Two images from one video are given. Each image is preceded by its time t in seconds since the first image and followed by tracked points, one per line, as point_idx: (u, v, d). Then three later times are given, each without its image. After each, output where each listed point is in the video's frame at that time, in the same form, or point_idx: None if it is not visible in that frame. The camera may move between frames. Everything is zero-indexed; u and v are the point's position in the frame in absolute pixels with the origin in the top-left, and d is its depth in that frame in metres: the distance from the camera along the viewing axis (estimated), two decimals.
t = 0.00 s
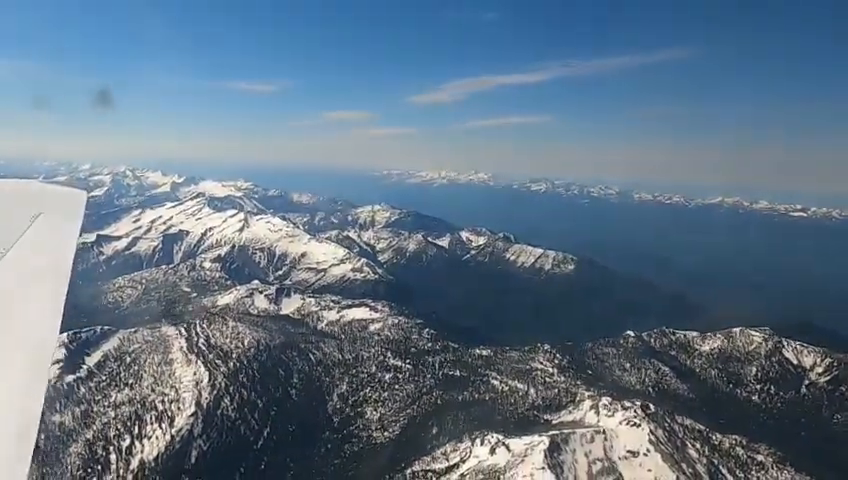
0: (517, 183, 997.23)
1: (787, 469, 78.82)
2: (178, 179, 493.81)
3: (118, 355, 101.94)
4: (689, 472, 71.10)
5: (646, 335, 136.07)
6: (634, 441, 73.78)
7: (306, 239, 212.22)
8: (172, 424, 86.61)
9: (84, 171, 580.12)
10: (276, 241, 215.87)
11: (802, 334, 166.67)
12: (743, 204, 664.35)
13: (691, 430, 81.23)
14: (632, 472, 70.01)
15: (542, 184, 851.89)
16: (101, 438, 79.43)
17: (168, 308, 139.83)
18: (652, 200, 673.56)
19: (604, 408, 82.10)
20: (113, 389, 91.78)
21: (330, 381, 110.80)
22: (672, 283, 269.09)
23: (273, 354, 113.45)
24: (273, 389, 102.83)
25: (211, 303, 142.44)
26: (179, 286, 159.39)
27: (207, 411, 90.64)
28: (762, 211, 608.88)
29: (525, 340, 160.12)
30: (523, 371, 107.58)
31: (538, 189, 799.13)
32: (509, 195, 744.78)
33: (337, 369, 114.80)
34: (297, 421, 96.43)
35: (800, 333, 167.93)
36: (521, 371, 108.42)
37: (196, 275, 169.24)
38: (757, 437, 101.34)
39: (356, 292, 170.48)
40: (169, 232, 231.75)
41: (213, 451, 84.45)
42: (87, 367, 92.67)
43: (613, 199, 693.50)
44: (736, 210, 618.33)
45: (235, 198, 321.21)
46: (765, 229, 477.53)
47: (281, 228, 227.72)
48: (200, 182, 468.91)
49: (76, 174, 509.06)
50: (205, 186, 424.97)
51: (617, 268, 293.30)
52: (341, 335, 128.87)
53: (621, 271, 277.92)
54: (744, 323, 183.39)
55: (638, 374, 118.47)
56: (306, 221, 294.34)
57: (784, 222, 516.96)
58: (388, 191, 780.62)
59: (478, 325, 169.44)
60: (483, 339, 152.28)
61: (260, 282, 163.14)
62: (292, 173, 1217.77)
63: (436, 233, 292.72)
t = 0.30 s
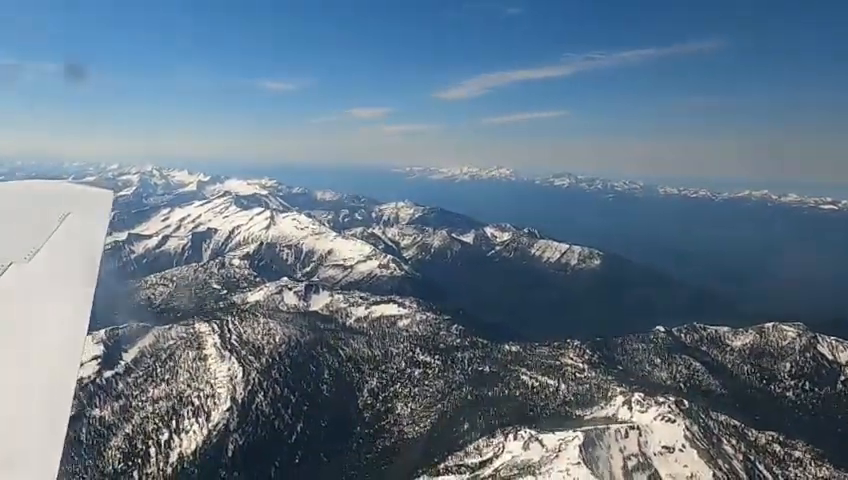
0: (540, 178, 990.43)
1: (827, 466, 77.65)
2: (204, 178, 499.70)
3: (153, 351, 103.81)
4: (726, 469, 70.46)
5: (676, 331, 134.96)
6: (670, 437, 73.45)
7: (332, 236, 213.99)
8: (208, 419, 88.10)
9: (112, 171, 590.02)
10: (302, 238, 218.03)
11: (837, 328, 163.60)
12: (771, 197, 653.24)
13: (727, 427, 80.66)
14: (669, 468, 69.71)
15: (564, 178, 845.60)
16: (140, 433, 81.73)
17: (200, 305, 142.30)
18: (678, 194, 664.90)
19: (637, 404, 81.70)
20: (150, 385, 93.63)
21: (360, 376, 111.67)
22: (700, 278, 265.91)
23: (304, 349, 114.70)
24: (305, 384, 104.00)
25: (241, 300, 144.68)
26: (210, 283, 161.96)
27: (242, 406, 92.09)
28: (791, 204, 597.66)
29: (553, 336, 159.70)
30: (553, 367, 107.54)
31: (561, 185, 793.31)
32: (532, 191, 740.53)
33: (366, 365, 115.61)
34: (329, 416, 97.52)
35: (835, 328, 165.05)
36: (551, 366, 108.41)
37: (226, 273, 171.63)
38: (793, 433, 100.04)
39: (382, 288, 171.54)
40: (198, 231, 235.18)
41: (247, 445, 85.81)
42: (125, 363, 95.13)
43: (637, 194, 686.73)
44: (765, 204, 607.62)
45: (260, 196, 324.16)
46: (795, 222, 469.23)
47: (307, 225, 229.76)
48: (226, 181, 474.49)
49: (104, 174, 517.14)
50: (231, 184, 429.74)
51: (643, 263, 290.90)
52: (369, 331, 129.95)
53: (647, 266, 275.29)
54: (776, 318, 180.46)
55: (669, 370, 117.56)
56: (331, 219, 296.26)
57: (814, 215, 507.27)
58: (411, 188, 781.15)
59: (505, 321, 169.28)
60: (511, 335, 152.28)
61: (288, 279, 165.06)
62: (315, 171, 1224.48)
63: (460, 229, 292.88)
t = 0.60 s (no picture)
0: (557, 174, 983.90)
1: None
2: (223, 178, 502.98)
3: (182, 350, 105.29)
4: (757, 465, 70.05)
5: (701, 327, 133.83)
6: (699, 433, 73.14)
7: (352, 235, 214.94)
8: (237, 416, 89.15)
9: (133, 172, 595.82)
10: (322, 237, 219.19)
11: None
12: (793, 191, 643.94)
13: (756, 423, 80.14)
14: (700, 464, 69.45)
15: (582, 174, 839.06)
16: (171, 429, 83.24)
17: (224, 304, 143.86)
18: (699, 188, 657.36)
19: (665, 401, 81.40)
20: (180, 383, 95.06)
21: (385, 374, 112.17)
22: (722, 273, 263.00)
23: (328, 347, 115.58)
24: (331, 382, 104.74)
25: (265, 298, 146.10)
26: (233, 283, 163.53)
27: (270, 403, 93.05)
28: (814, 198, 588.44)
29: (576, 333, 159.04)
30: (578, 364, 107.41)
31: (579, 180, 787.73)
32: (549, 187, 736.43)
33: (390, 363, 116.15)
34: (355, 414, 98.21)
35: None
36: (576, 363, 108.26)
37: (248, 272, 173.15)
38: (823, 429, 98.89)
39: (403, 286, 171.97)
40: (219, 230, 237.42)
41: (276, 442, 86.71)
42: (154, 361, 97.72)
43: (656, 189, 680.65)
44: (787, 197, 598.90)
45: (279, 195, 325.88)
46: (818, 215, 462.19)
47: (327, 224, 230.87)
48: (245, 180, 478.05)
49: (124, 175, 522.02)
50: (250, 184, 432.45)
51: (664, 259, 288.41)
52: (393, 329, 130.56)
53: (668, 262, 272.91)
54: (802, 313, 178.04)
55: (695, 366, 116.74)
56: (350, 218, 297.17)
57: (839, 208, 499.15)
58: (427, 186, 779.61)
59: (526, 318, 168.96)
60: (533, 332, 152.02)
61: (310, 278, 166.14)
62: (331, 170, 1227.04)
63: (479, 227, 292.47)
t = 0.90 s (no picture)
0: (572, 171, 978.68)
1: None
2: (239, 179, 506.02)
3: (206, 348, 106.35)
4: (786, 463, 69.60)
5: (724, 324, 132.82)
6: (727, 430, 72.72)
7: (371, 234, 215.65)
8: (263, 414, 89.92)
9: (150, 173, 600.64)
10: (341, 236, 220.13)
11: None
12: (813, 185, 636.04)
13: (784, 420, 79.67)
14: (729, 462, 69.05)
15: (598, 171, 833.90)
16: (199, 427, 84.27)
17: (246, 304, 145.09)
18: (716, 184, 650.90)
19: (691, 398, 81.01)
20: (206, 381, 96.06)
21: (407, 371, 112.52)
22: (742, 269, 260.55)
23: (351, 346, 116.20)
24: (354, 379, 105.28)
25: (286, 297, 147.16)
26: (254, 282, 164.75)
27: (296, 401, 93.80)
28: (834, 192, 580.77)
29: (597, 331, 158.39)
30: (600, 362, 107.21)
31: (594, 178, 783.31)
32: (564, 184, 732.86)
33: (412, 360, 116.51)
34: (378, 411, 98.77)
35: None
36: (599, 361, 108.01)
37: (268, 271, 174.28)
38: None
39: (422, 285, 172.27)
40: (238, 230, 239.13)
41: (301, 439, 87.45)
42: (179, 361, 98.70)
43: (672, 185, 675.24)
44: (806, 192, 591.96)
45: (296, 195, 327.30)
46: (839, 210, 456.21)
47: (344, 223, 231.67)
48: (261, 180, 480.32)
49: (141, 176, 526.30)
50: (266, 184, 434.71)
51: (683, 255, 286.01)
52: (414, 327, 130.97)
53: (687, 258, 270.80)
54: (826, 309, 175.66)
55: (718, 363, 115.96)
56: (367, 217, 297.75)
57: None
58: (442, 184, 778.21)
59: (546, 316, 168.52)
60: (553, 330, 151.73)
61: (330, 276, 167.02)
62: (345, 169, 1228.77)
63: (495, 224, 292.07)
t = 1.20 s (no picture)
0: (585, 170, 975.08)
1: None
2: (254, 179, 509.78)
3: (227, 348, 107.10)
4: (813, 462, 69.14)
5: (745, 322, 132.04)
6: (753, 428, 72.29)
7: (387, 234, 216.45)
8: (286, 412, 90.36)
9: (166, 175, 606.65)
10: (356, 236, 221.12)
11: None
12: (829, 182, 630.77)
13: (809, 419, 79.28)
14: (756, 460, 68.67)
15: (611, 170, 830.70)
16: (223, 425, 84.72)
17: (265, 303, 146.17)
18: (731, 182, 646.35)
19: (715, 397, 80.61)
20: (228, 380, 96.69)
21: (426, 371, 112.77)
22: (760, 267, 258.67)
23: (370, 345, 116.49)
24: (374, 379, 105.67)
25: (305, 297, 148.12)
26: (272, 281, 165.89)
27: (318, 400, 94.25)
28: None
29: (615, 330, 158.09)
30: (620, 361, 107.01)
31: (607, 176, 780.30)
32: (577, 182, 731.12)
33: (431, 359, 116.79)
34: (399, 411, 99.04)
35: None
36: (619, 360, 107.81)
37: (286, 271, 175.44)
38: None
39: (439, 284, 172.72)
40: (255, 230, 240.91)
41: (324, 438, 87.79)
42: (202, 360, 99.36)
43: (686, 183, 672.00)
44: (822, 189, 587.08)
45: (311, 196, 328.88)
46: None
47: (360, 223, 232.60)
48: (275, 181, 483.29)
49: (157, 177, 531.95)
50: (281, 185, 437.89)
51: (699, 254, 284.48)
52: (432, 326, 131.33)
53: (703, 256, 269.49)
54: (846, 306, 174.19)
55: (740, 362, 115.33)
56: (382, 217, 298.76)
57: None
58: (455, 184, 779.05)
59: (564, 315, 168.26)
60: (572, 328, 151.53)
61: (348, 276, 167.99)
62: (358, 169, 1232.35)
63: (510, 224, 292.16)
